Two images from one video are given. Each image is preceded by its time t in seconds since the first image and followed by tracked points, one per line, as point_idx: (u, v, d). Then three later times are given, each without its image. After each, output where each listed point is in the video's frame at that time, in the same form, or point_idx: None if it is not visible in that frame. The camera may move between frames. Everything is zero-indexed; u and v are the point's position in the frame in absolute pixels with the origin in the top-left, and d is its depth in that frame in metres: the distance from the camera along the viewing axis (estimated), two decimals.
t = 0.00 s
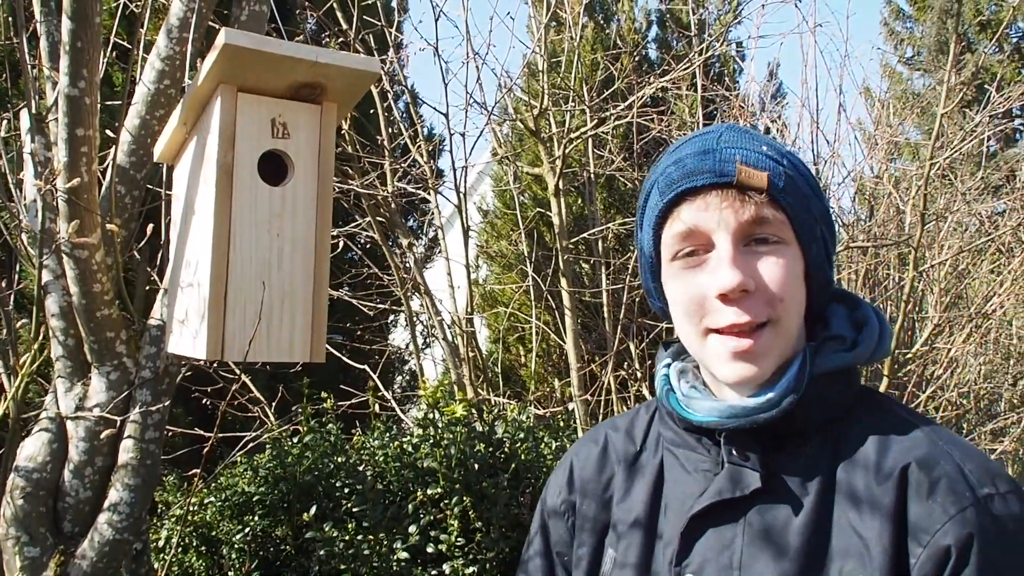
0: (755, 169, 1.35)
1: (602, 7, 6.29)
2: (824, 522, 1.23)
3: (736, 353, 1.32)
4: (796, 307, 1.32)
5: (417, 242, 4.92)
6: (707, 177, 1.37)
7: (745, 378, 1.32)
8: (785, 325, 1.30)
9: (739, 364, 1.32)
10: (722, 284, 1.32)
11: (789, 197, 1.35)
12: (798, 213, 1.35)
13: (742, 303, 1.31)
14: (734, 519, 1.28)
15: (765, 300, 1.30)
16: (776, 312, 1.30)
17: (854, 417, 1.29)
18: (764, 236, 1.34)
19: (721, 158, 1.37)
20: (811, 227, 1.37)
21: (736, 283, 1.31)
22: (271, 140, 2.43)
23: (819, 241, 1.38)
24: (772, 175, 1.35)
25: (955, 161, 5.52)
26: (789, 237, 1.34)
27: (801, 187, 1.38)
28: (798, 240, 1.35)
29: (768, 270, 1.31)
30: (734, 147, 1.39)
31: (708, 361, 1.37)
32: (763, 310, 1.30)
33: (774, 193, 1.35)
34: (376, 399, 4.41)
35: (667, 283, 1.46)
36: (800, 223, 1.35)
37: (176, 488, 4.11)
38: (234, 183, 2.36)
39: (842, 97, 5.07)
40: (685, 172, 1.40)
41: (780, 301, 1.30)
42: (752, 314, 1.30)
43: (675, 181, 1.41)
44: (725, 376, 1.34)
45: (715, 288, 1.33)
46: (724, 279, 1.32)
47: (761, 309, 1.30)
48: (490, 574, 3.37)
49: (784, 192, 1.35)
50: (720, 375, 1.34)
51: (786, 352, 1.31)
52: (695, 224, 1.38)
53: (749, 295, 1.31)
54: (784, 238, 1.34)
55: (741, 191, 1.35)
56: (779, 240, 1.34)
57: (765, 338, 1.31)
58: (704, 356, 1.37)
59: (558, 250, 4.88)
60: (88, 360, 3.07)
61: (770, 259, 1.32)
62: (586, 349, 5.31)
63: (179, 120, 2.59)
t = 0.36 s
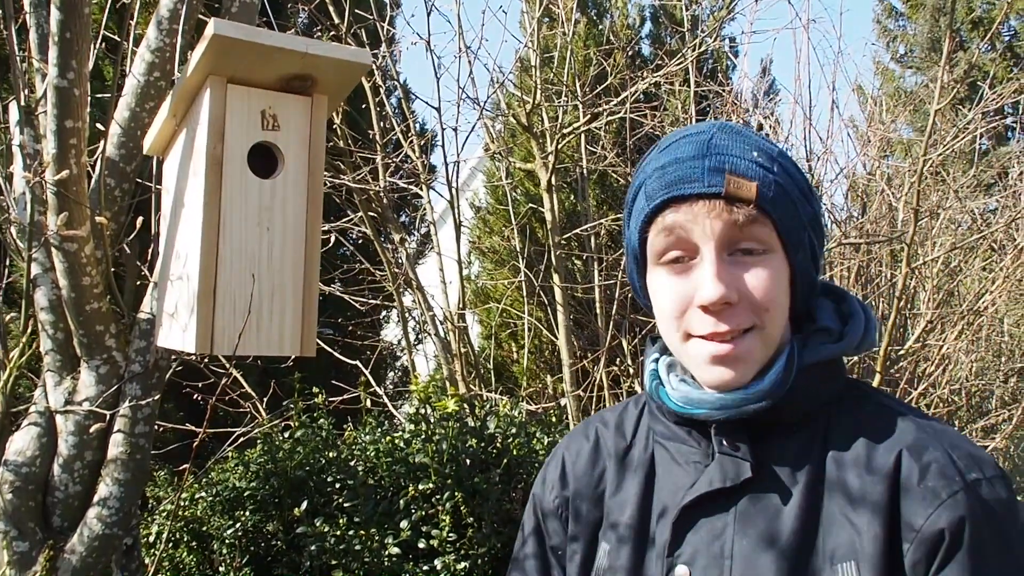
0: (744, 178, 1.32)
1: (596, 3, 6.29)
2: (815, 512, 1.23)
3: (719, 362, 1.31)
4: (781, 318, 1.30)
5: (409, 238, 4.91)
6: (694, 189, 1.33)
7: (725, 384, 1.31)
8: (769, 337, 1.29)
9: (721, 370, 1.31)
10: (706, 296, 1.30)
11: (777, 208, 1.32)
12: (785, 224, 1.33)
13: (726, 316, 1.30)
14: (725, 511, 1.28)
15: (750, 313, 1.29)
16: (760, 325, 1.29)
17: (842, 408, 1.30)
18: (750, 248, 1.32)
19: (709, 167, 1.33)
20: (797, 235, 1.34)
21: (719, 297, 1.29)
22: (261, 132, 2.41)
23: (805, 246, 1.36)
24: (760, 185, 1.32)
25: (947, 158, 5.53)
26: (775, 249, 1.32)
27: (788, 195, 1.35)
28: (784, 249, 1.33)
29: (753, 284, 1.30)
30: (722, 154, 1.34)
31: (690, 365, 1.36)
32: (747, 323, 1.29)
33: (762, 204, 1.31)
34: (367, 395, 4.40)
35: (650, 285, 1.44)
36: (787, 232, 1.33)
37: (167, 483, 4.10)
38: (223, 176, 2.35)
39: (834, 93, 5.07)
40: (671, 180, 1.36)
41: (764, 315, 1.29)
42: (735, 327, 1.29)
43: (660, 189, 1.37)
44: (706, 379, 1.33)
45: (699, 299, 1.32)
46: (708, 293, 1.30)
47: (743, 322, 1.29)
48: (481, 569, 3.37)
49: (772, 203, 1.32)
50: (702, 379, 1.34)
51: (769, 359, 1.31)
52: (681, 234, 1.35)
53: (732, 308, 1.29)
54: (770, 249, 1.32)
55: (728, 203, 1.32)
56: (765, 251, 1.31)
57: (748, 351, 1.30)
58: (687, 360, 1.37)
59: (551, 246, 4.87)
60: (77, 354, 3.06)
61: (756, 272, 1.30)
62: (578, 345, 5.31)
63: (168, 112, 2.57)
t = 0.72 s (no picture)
0: (738, 185, 1.31)
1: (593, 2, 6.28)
2: (805, 512, 1.22)
3: (713, 368, 1.30)
4: (773, 324, 1.30)
5: (405, 236, 4.90)
6: (689, 196, 1.32)
7: (713, 385, 1.29)
8: (762, 342, 1.29)
9: (712, 373, 1.30)
10: (701, 303, 1.29)
11: (770, 215, 1.32)
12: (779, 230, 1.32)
13: (720, 322, 1.29)
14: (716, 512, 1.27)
15: (744, 320, 1.28)
16: (754, 331, 1.28)
17: (835, 407, 1.29)
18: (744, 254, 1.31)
19: (704, 173, 1.32)
20: (790, 241, 1.34)
21: (714, 303, 1.28)
22: (255, 129, 2.40)
23: (797, 251, 1.36)
24: (754, 192, 1.31)
25: (945, 158, 5.53)
26: (769, 255, 1.32)
27: (781, 201, 1.35)
28: (777, 255, 1.33)
29: (747, 291, 1.29)
30: (716, 160, 1.34)
31: (683, 369, 1.35)
32: (740, 330, 1.28)
33: (756, 211, 1.31)
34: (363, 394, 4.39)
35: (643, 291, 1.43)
36: (780, 238, 1.33)
37: (161, 481, 4.09)
38: (217, 174, 2.34)
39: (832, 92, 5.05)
40: (667, 187, 1.34)
41: (758, 321, 1.28)
42: (729, 332, 1.28)
43: (655, 196, 1.36)
44: (698, 384, 1.32)
45: (693, 306, 1.31)
46: (703, 299, 1.29)
47: (736, 328, 1.28)
48: (476, 569, 3.36)
49: (765, 210, 1.32)
50: (695, 385, 1.33)
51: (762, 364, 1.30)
52: (675, 241, 1.34)
53: (726, 315, 1.28)
54: (764, 255, 1.31)
55: (723, 210, 1.31)
56: (759, 257, 1.31)
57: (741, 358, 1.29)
58: (680, 365, 1.36)
59: (547, 245, 4.86)
60: (71, 352, 3.05)
61: (749, 279, 1.30)
62: (574, 344, 5.31)
63: (163, 109, 2.56)
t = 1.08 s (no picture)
0: (744, 187, 1.31)
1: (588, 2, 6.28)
2: (799, 509, 1.22)
3: (716, 367, 1.30)
4: (777, 324, 1.30)
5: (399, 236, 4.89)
6: (697, 198, 1.32)
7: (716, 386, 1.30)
8: (765, 343, 1.29)
9: (715, 373, 1.30)
10: (707, 303, 1.29)
11: (775, 218, 1.32)
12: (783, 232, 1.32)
13: (725, 323, 1.29)
14: (712, 507, 1.27)
15: (748, 320, 1.28)
16: (757, 332, 1.28)
17: (831, 406, 1.29)
18: (749, 256, 1.31)
19: (711, 176, 1.32)
20: (793, 243, 1.34)
21: (719, 304, 1.28)
22: (249, 126, 2.39)
23: (800, 253, 1.36)
24: (760, 195, 1.31)
25: (937, 160, 5.55)
26: (773, 257, 1.32)
27: (786, 204, 1.35)
28: (781, 257, 1.33)
29: (751, 292, 1.29)
30: (723, 162, 1.34)
31: (686, 368, 1.35)
32: (744, 330, 1.28)
33: (762, 214, 1.31)
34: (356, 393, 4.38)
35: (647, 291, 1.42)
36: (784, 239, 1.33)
37: (153, 480, 4.07)
38: (211, 171, 2.33)
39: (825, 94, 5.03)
40: (674, 189, 1.34)
41: (761, 323, 1.28)
42: (733, 334, 1.28)
43: (662, 197, 1.35)
44: (702, 384, 1.32)
45: (699, 306, 1.30)
46: (708, 300, 1.29)
47: (740, 329, 1.28)
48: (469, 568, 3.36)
49: (771, 212, 1.32)
50: (697, 384, 1.33)
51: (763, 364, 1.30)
52: (681, 242, 1.34)
53: (731, 316, 1.28)
54: (768, 257, 1.31)
55: (730, 213, 1.31)
56: (764, 259, 1.31)
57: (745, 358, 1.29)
58: (683, 364, 1.36)
59: (541, 244, 4.85)
60: (63, 350, 3.03)
61: (754, 280, 1.30)
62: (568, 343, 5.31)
63: (156, 105, 2.55)
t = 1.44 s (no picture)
0: (736, 188, 1.31)
1: None
2: (788, 503, 1.23)
3: (707, 365, 1.31)
4: (766, 323, 1.31)
5: (393, 230, 4.87)
6: (688, 200, 1.31)
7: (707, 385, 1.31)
8: (754, 342, 1.30)
9: (705, 373, 1.32)
10: (698, 304, 1.30)
11: (766, 218, 1.32)
12: (773, 233, 1.33)
13: (715, 323, 1.30)
14: (702, 505, 1.28)
15: (738, 321, 1.29)
16: (747, 332, 1.29)
17: (819, 399, 1.30)
18: (739, 256, 1.31)
19: (703, 177, 1.32)
20: (783, 242, 1.35)
21: (709, 306, 1.29)
22: (243, 119, 2.39)
23: (789, 251, 1.37)
24: (751, 195, 1.31)
25: (930, 156, 5.57)
26: (763, 257, 1.32)
27: (776, 204, 1.35)
28: (771, 257, 1.33)
29: (741, 293, 1.30)
30: (715, 163, 1.33)
31: (677, 365, 1.36)
32: (733, 330, 1.30)
33: (754, 215, 1.31)
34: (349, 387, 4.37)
35: (637, 288, 1.43)
36: (774, 239, 1.33)
37: (146, 473, 4.07)
38: (205, 165, 2.32)
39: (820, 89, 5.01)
40: (665, 190, 1.34)
41: (751, 323, 1.30)
42: (722, 334, 1.29)
43: (653, 198, 1.35)
44: (692, 383, 1.33)
45: (690, 306, 1.31)
46: (700, 302, 1.30)
47: (729, 328, 1.30)
48: (462, 561, 3.37)
49: (762, 213, 1.32)
50: (687, 380, 1.34)
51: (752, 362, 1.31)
52: (673, 243, 1.34)
53: (721, 317, 1.29)
54: (758, 257, 1.32)
55: (721, 215, 1.31)
56: (754, 259, 1.31)
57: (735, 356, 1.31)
58: (673, 360, 1.37)
59: (534, 238, 4.85)
60: (56, 342, 3.02)
61: (744, 282, 1.31)
62: (561, 338, 5.32)
63: (150, 98, 2.54)
